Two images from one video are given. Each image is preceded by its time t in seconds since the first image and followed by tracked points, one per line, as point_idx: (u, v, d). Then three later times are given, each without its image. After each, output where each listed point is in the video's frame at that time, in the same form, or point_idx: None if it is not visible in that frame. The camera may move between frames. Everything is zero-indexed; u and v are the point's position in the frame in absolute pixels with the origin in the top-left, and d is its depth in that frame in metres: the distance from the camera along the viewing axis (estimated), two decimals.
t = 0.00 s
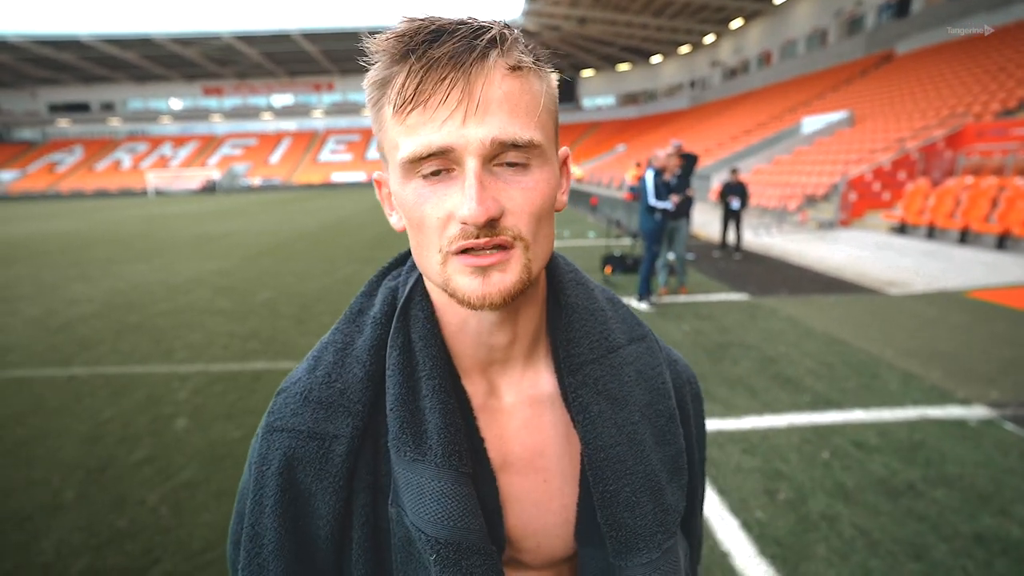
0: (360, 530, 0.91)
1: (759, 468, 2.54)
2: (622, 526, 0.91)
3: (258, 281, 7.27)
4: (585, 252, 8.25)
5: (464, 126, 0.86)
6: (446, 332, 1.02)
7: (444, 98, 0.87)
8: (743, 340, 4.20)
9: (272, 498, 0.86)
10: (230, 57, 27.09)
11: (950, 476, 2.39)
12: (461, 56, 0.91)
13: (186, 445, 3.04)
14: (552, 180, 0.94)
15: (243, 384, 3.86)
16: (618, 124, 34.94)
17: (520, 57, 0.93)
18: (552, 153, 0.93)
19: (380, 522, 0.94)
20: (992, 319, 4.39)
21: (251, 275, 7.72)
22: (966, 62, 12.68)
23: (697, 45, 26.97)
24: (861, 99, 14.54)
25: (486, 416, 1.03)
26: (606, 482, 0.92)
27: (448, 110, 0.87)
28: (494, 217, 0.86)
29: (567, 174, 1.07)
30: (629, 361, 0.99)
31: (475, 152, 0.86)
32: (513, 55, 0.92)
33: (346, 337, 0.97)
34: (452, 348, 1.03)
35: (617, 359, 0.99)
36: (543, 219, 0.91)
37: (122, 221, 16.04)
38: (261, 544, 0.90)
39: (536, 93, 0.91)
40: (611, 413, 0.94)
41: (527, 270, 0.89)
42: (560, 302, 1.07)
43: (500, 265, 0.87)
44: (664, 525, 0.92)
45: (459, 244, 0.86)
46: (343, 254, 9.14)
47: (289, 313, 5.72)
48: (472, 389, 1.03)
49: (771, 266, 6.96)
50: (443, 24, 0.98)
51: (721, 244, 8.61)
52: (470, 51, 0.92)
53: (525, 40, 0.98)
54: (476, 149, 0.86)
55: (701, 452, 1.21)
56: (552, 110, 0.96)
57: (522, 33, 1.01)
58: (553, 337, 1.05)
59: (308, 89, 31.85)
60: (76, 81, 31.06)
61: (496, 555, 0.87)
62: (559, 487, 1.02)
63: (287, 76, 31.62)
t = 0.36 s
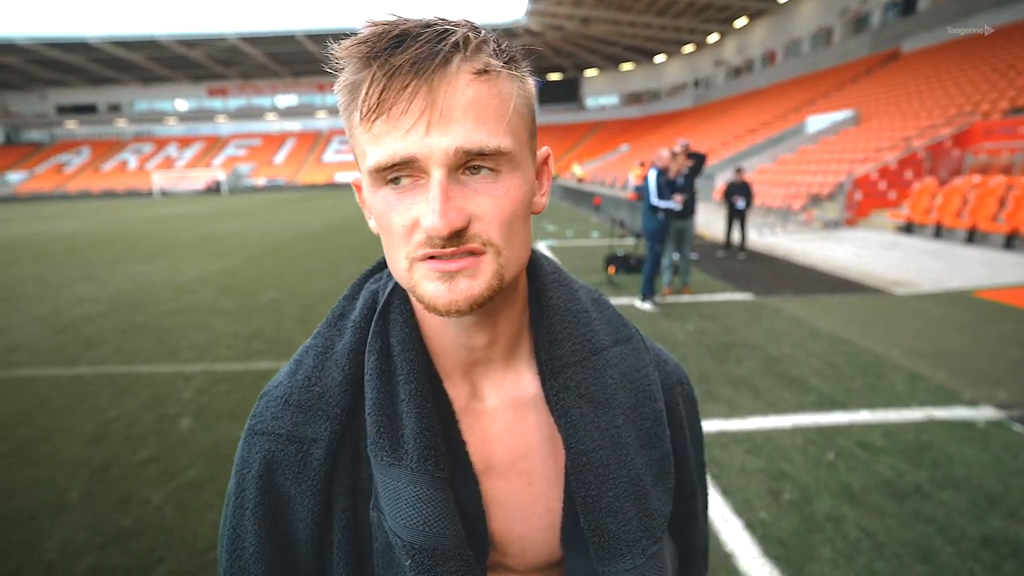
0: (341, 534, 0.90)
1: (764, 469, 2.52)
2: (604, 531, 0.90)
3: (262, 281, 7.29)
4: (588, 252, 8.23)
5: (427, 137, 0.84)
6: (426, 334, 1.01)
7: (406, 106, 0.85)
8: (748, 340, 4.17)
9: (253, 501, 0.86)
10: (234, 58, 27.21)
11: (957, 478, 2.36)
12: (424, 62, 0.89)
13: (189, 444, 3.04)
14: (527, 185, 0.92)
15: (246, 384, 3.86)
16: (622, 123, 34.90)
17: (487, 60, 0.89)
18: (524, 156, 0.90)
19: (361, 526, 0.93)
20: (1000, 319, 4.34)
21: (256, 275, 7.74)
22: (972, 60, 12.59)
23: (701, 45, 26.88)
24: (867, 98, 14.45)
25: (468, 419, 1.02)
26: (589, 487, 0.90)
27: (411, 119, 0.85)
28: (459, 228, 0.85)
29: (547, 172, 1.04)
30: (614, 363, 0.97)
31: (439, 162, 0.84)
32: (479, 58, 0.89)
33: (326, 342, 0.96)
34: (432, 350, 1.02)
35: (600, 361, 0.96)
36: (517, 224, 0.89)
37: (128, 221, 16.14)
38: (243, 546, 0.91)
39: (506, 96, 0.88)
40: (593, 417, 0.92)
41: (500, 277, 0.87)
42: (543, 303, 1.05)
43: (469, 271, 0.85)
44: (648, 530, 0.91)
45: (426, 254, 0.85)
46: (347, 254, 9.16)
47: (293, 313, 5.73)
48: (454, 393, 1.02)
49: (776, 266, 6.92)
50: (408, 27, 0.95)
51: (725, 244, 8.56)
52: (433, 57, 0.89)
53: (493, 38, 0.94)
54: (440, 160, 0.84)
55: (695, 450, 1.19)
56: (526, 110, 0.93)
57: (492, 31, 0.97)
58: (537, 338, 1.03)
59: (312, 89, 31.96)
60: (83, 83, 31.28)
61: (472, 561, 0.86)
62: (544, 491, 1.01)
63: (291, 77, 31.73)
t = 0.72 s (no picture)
0: (335, 526, 0.91)
1: (775, 470, 2.49)
2: (588, 545, 0.90)
3: (275, 277, 7.35)
4: (599, 250, 8.20)
5: (414, 129, 0.84)
6: (426, 332, 1.00)
7: (395, 99, 0.86)
8: (760, 340, 4.13)
9: (253, 484, 0.88)
10: (248, 57, 27.46)
11: (974, 483, 2.32)
12: (413, 54, 0.89)
13: (203, 438, 3.08)
14: (523, 178, 0.91)
15: (258, 379, 3.89)
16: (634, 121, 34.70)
17: (480, 52, 0.89)
18: (519, 151, 0.89)
19: (357, 518, 0.94)
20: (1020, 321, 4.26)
21: (268, 271, 7.80)
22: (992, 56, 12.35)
23: (714, 42, 26.65)
24: (883, 95, 14.24)
25: (465, 418, 1.02)
26: (575, 498, 0.90)
27: (400, 111, 0.86)
28: (446, 219, 0.84)
29: (550, 168, 1.03)
30: (615, 369, 0.94)
31: (427, 154, 0.84)
32: (471, 50, 0.88)
33: (330, 334, 0.97)
34: (432, 349, 1.02)
35: (600, 368, 0.94)
36: (508, 220, 0.88)
37: (143, 218, 16.35)
38: (243, 528, 0.93)
39: (499, 86, 0.87)
40: (585, 426, 0.92)
41: (489, 275, 0.87)
42: (544, 304, 1.03)
43: (457, 269, 0.86)
44: (635, 549, 0.90)
45: (415, 245, 0.84)
46: (358, 251, 9.22)
47: (306, 309, 5.78)
48: (454, 393, 1.02)
49: (788, 265, 6.86)
50: (401, 22, 0.95)
51: (738, 242, 8.50)
52: (421, 48, 0.89)
53: (488, 31, 0.93)
54: (428, 151, 0.84)
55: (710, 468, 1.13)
56: (523, 105, 0.91)
57: (488, 24, 0.96)
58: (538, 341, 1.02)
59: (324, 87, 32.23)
60: (100, 82, 31.72)
61: (461, 561, 0.86)
62: (540, 496, 1.01)
63: (304, 75, 31.92)
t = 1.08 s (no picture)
0: (352, 516, 0.92)
1: (786, 473, 2.48)
2: (608, 551, 0.90)
3: (289, 274, 7.44)
4: (611, 250, 8.18)
5: (423, 129, 0.85)
6: (449, 329, 1.02)
7: (407, 100, 0.87)
8: (773, 341, 4.11)
9: (275, 471, 0.90)
10: (264, 55, 27.74)
11: (991, 489, 2.29)
12: (424, 54, 0.90)
13: (217, 432, 3.12)
14: (540, 175, 0.91)
15: (272, 374, 3.94)
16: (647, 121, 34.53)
17: (491, 49, 0.89)
18: (536, 147, 0.90)
19: (374, 511, 0.95)
20: None
21: (282, 267, 7.89)
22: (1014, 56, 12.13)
23: (729, 41, 26.44)
24: (902, 96, 14.03)
25: (483, 416, 1.03)
26: (594, 503, 0.91)
27: (412, 112, 0.87)
28: (458, 218, 0.85)
29: (572, 164, 1.03)
30: (638, 376, 0.95)
31: (439, 154, 0.85)
32: (481, 47, 0.89)
33: (353, 328, 0.99)
34: (453, 347, 1.03)
35: (623, 373, 0.95)
36: (524, 217, 0.88)
37: (159, 214, 16.59)
38: (266, 513, 0.95)
39: (512, 83, 0.87)
40: (608, 431, 0.92)
41: (506, 271, 0.87)
42: (568, 305, 1.04)
43: (473, 266, 0.86)
44: (654, 556, 0.91)
45: (430, 244, 0.85)
46: (370, 248, 9.29)
47: (318, 305, 5.85)
48: (473, 391, 1.03)
49: (803, 266, 6.80)
50: (413, 24, 0.96)
51: (751, 244, 8.44)
52: (430, 50, 0.90)
53: (502, 29, 0.93)
54: (440, 152, 0.85)
55: (731, 480, 1.14)
56: (538, 100, 0.92)
57: (503, 22, 0.96)
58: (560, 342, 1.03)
59: (338, 85, 32.50)
60: (119, 80, 32.23)
61: (470, 560, 0.86)
62: (556, 497, 1.02)
63: (318, 73, 32.16)
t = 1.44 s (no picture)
0: (364, 516, 0.94)
1: (785, 472, 2.49)
2: (615, 543, 0.92)
3: (287, 274, 7.43)
4: (610, 250, 8.20)
5: (444, 136, 0.86)
6: (459, 329, 1.02)
7: (426, 107, 0.88)
8: (772, 341, 4.12)
9: (287, 473, 0.91)
10: (262, 55, 27.69)
11: (989, 486, 2.31)
12: (442, 61, 0.90)
13: (217, 432, 3.13)
14: (553, 182, 0.91)
15: (271, 375, 3.95)
16: (645, 120, 34.53)
17: (510, 56, 0.89)
18: (552, 154, 0.91)
19: (386, 509, 0.97)
20: None
21: (280, 268, 7.89)
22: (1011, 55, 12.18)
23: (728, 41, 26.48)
24: (900, 96, 14.05)
25: (494, 415, 1.04)
26: (603, 496, 0.92)
27: (432, 119, 0.88)
28: (478, 228, 0.86)
29: (584, 167, 1.04)
30: (644, 373, 0.96)
31: (459, 162, 0.86)
32: (502, 54, 0.89)
33: (362, 328, 0.99)
34: (464, 346, 1.04)
35: (629, 371, 0.96)
36: (541, 223, 0.89)
37: (158, 214, 16.56)
38: (277, 514, 0.96)
39: (531, 90, 0.88)
40: (616, 427, 0.93)
41: (522, 277, 0.88)
42: (576, 304, 1.04)
43: (490, 269, 0.87)
44: (661, 548, 0.92)
45: (448, 251, 0.86)
46: (369, 248, 9.29)
47: (318, 305, 5.85)
48: (483, 389, 1.04)
49: (801, 266, 6.82)
50: (433, 27, 0.97)
51: (750, 243, 8.45)
52: (451, 56, 0.90)
53: (520, 33, 0.94)
54: (460, 158, 0.85)
55: (724, 469, 1.16)
56: (554, 106, 0.93)
57: (520, 26, 0.97)
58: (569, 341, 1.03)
59: (337, 85, 32.47)
60: (116, 79, 32.12)
61: (487, 557, 0.88)
62: (563, 493, 1.03)
63: (317, 73, 32.16)
